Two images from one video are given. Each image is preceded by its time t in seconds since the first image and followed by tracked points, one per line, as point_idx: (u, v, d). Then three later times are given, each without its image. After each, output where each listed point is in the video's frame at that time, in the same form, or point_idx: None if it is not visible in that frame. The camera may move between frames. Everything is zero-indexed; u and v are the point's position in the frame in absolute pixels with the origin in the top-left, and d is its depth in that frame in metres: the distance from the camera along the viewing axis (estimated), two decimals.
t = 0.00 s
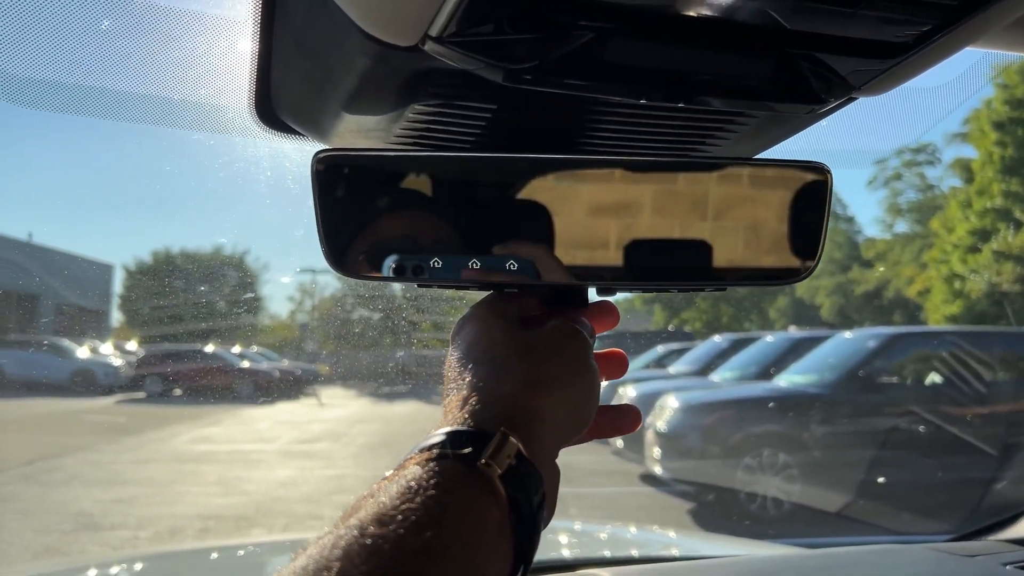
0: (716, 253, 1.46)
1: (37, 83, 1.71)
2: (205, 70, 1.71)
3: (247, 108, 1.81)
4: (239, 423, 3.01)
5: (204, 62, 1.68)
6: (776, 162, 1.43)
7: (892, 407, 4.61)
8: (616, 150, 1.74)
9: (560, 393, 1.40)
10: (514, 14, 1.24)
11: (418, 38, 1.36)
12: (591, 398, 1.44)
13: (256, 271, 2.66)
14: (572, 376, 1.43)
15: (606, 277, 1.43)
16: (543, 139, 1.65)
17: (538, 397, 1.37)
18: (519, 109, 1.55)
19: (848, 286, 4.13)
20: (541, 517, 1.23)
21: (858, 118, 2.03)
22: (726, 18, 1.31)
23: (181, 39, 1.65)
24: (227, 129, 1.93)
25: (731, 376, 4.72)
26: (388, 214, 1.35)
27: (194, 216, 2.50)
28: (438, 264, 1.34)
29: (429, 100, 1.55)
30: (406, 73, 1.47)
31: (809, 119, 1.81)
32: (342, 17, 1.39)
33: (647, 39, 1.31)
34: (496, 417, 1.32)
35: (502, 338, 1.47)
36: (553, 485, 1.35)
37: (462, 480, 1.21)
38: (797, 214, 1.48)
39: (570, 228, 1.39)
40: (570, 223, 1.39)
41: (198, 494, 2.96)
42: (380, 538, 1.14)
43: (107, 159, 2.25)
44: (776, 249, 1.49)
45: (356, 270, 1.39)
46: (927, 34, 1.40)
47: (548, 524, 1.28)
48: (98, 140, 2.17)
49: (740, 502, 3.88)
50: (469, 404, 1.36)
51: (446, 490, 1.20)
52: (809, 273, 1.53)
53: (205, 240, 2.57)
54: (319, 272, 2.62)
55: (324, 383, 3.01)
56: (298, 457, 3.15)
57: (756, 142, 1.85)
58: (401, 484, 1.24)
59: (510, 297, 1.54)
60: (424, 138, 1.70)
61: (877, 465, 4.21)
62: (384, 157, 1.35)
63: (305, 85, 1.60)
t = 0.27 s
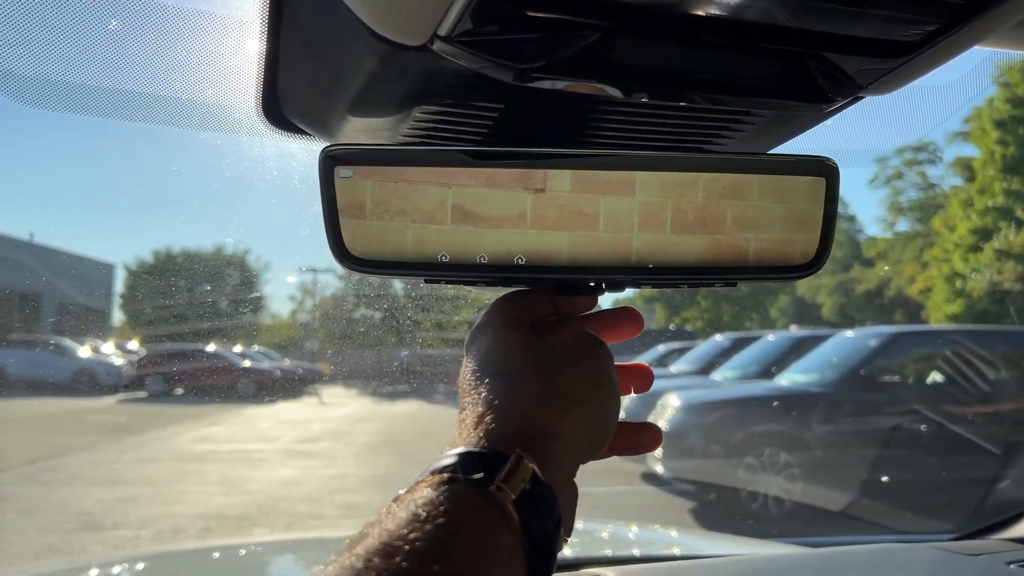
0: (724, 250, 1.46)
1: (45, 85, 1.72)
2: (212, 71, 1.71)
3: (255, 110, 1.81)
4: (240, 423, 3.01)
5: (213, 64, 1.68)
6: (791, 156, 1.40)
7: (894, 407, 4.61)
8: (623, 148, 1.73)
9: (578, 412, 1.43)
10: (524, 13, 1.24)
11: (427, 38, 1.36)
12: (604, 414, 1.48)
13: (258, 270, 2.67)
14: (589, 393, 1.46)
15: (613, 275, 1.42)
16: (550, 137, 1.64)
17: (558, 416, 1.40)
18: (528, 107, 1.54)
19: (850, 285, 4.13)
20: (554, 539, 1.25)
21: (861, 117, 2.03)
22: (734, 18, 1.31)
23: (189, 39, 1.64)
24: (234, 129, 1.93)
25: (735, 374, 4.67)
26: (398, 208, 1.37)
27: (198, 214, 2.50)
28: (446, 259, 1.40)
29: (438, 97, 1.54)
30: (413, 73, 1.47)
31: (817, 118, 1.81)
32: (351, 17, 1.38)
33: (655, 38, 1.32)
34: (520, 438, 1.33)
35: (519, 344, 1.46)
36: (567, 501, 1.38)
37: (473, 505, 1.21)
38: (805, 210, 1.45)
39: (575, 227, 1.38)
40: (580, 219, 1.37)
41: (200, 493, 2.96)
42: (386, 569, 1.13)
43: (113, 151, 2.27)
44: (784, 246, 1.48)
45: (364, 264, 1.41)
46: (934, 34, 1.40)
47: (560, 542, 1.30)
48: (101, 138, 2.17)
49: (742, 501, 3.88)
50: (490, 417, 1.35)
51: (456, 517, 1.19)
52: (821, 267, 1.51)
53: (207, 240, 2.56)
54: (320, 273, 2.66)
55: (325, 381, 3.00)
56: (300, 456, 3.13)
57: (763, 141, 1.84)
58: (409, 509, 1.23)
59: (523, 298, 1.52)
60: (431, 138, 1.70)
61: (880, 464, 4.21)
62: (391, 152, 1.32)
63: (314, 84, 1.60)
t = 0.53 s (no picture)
0: (731, 250, 1.46)
1: (49, 84, 1.72)
2: (218, 71, 1.70)
3: (262, 109, 1.81)
4: (242, 424, 3.01)
5: (219, 64, 1.68)
6: (797, 157, 1.39)
7: (896, 405, 4.63)
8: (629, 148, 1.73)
9: (579, 412, 1.43)
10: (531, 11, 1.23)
11: (435, 39, 1.35)
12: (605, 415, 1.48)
13: (259, 270, 2.66)
14: (591, 394, 1.46)
15: (620, 275, 1.42)
16: (557, 136, 1.64)
17: (559, 415, 1.40)
18: (536, 105, 1.53)
19: (851, 284, 4.12)
20: (553, 537, 1.23)
21: (866, 115, 2.04)
22: (741, 17, 1.31)
23: (193, 39, 1.64)
24: (241, 129, 1.93)
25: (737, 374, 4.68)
26: (405, 209, 1.36)
27: (203, 213, 2.50)
28: (453, 260, 1.39)
29: (445, 97, 1.53)
30: (420, 74, 1.46)
31: (823, 118, 1.80)
32: (358, 16, 1.38)
33: (662, 37, 1.31)
34: (519, 435, 1.33)
35: (520, 342, 1.45)
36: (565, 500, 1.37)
37: (472, 503, 1.20)
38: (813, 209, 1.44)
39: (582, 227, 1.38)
40: (587, 220, 1.37)
41: (202, 493, 2.96)
42: (383, 566, 1.13)
43: (120, 150, 2.27)
44: (790, 246, 1.48)
45: (369, 265, 1.40)
46: (941, 34, 1.40)
47: (558, 539, 1.29)
48: (106, 138, 2.17)
49: (745, 500, 3.88)
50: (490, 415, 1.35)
51: (455, 519, 1.19)
52: (827, 268, 1.50)
53: (208, 239, 2.56)
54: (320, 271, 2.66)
55: (327, 381, 3.00)
56: (302, 455, 3.13)
57: (770, 140, 1.84)
58: (407, 508, 1.23)
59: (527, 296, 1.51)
60: (437, 138, 1.69)
61: (883, 464, 4.21)
62: (396, 151, 1.32)
63: (322, 85, 1.60)
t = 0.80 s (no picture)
0: (730, 248, 1.46)
1: (47, 81, 1.71)
2: (217, 68, 1.70)
3: (261, 107, 1.80)
4: (242, 424, 3.01)
5: (218, 62, 1.67)
6: (797, 156, 1.39)
7: (897, 404, 4.62)
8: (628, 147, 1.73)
9: (578, 411, 1.40)
10: (530, 11, 1.23)
11: (434, 38, 1.35)
12: (606, 415, 1.45)
13: (260, 269, 2.65)
14: (591, 393, 1.43)
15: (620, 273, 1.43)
16: (556, 135, 1.63)
17: (556, 413, 1.38)
18: (536, 104, 1.53)
19: (852, 282, 4.11)
20: (553, 537, 1.24)
21: (866, 114, 2.03)
22: (739, 16, 1.31)
23: (192, 37, 1.63)
24: (240, 128, 1.92)
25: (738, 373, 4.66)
26: (405, 207, 1.36)
27: (203, 213, 2.50)
28: (454, 258, 1.40)
29: (445, 96, 1.53)
30: (420, 73, 1.46)
31: (823, 116, 1.80)
32: (357, 15, 1.38)
33: (661, 36, 1.31)
34: (513, 433, 1.33)
35: (518, 341, 1.47)
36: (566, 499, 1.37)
37: (472, 501, 1.20)
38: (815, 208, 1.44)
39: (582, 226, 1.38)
40: (587, 218, 1.37)
41: (202, 492, 2.96)
42: (384, 565, 1.13)
43: (123, 150, 2.28)
44: (789, 245, 1.49)
45: (369, 263, 1.41)
46: (941, 32, 1.39)
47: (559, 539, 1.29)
48: (107, 138, 2.17)
49: (746, 499, 3.88)
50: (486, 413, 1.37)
51: (456, 511, 1.18)
52: (826, 267, 1.51)
53: (209, 238, 2.56)
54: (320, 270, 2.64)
55: (328, 380, 3.01)
56: (303, 454, 3.14)
57: (770, 140, 1.83)
58: (410, 507, 1.22)
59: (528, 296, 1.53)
60: (437, 137, 1.68)
61: (884, 462, 4.22)
62: (397, 150, 1.31)
63: (322, 85, 1.60)
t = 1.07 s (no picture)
0: (723, 244, 1.49)
1: (32, 77, 1.66)
2: (206, 64, 1.64)
3: (251, 103, 1.76)
4: (243, 420, 3.06)
5: (206, 59, 1.62)
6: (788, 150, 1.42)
7: (897, 402, 4.56)
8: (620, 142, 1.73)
9: (625, 454, 0.92)
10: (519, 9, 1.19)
11: (422, 31, 1.33)
12: (657, 473, 0.94)
13: (261, 265, 2.62)
14: (649, 429, 0.94)
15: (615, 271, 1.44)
16: (548, 130, 1.63)
17: (596, 448, 0.91)
18: (527, 99, 1.53)
19: (852, 281, 4.11)
20: None
21: (861, 109, 1.99)
22: (735, 12, 1.27)
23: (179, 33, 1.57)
24: (231, 124, 1.89)
25: (738, 371, 4.67)
26: (396, 203, 1.39)
27: (201, 212, 2.47)
28: (444, 255, 1.43)
29: (436, 92, 1.53)
30: (410, 66, 1.46)
31: (816, 112, 1.80)
32: (346, 10, 1.37)
33: (654, 32, 1.28)
34: (533, 458, 0.91)
35: (549, 323, 0.93)
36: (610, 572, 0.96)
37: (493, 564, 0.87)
38: (807, 207, 1.48)
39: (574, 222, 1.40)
40: (579, 214, 1.38)
41: (202, 490, 2.96)
42: None
43: (118, 151, 2.23)
44: (783, 241, 1.52)
45: (362, 260, 1.47)
46: (934, 26, 1.37)
47: None
48: (103, 138, 2.14)
49: (745, 497, 3.88)
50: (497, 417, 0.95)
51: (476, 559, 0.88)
52: (819, 263, 1.56)
53: (210, 237, 2.56)
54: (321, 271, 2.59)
55: (328, 378, 3.03)
56: (303, 451, 3.20)
57: (763, 136, 1.83)
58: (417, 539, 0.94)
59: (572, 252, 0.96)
60: (428, 132, 1.69)
61: (882, 461, 4.23)
62: (388, 147, 1.32)
63: (312, 80, 1.60)
